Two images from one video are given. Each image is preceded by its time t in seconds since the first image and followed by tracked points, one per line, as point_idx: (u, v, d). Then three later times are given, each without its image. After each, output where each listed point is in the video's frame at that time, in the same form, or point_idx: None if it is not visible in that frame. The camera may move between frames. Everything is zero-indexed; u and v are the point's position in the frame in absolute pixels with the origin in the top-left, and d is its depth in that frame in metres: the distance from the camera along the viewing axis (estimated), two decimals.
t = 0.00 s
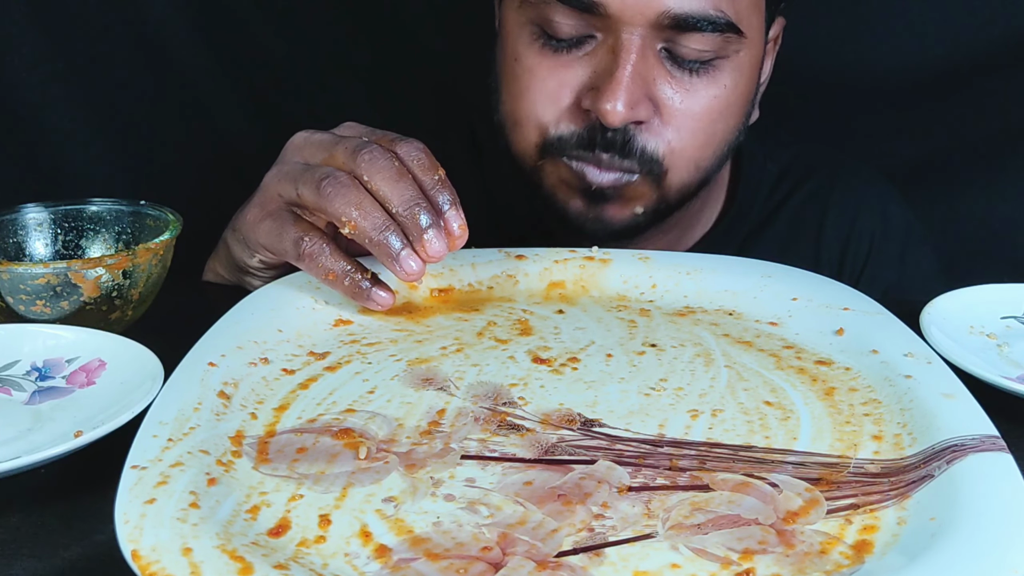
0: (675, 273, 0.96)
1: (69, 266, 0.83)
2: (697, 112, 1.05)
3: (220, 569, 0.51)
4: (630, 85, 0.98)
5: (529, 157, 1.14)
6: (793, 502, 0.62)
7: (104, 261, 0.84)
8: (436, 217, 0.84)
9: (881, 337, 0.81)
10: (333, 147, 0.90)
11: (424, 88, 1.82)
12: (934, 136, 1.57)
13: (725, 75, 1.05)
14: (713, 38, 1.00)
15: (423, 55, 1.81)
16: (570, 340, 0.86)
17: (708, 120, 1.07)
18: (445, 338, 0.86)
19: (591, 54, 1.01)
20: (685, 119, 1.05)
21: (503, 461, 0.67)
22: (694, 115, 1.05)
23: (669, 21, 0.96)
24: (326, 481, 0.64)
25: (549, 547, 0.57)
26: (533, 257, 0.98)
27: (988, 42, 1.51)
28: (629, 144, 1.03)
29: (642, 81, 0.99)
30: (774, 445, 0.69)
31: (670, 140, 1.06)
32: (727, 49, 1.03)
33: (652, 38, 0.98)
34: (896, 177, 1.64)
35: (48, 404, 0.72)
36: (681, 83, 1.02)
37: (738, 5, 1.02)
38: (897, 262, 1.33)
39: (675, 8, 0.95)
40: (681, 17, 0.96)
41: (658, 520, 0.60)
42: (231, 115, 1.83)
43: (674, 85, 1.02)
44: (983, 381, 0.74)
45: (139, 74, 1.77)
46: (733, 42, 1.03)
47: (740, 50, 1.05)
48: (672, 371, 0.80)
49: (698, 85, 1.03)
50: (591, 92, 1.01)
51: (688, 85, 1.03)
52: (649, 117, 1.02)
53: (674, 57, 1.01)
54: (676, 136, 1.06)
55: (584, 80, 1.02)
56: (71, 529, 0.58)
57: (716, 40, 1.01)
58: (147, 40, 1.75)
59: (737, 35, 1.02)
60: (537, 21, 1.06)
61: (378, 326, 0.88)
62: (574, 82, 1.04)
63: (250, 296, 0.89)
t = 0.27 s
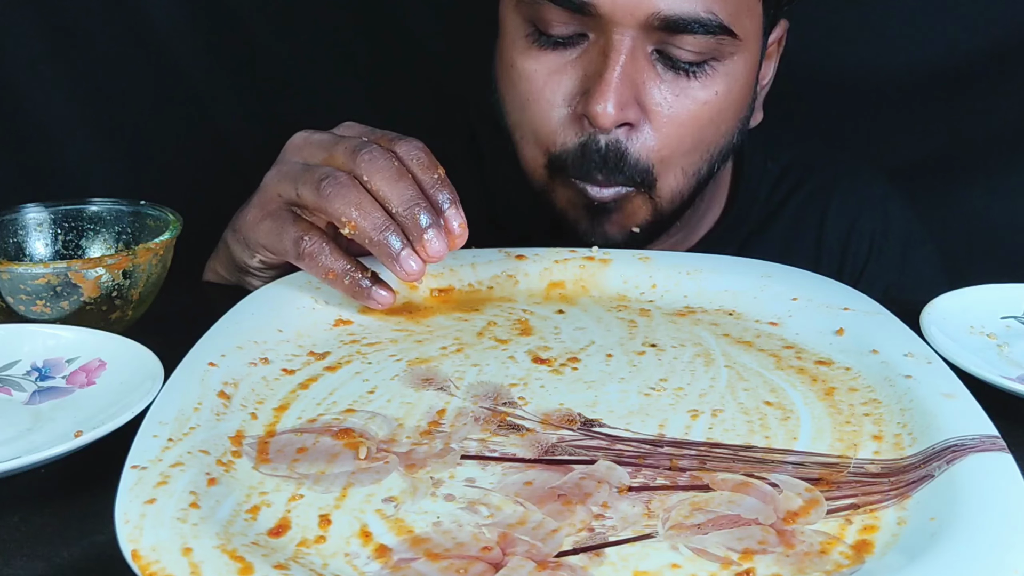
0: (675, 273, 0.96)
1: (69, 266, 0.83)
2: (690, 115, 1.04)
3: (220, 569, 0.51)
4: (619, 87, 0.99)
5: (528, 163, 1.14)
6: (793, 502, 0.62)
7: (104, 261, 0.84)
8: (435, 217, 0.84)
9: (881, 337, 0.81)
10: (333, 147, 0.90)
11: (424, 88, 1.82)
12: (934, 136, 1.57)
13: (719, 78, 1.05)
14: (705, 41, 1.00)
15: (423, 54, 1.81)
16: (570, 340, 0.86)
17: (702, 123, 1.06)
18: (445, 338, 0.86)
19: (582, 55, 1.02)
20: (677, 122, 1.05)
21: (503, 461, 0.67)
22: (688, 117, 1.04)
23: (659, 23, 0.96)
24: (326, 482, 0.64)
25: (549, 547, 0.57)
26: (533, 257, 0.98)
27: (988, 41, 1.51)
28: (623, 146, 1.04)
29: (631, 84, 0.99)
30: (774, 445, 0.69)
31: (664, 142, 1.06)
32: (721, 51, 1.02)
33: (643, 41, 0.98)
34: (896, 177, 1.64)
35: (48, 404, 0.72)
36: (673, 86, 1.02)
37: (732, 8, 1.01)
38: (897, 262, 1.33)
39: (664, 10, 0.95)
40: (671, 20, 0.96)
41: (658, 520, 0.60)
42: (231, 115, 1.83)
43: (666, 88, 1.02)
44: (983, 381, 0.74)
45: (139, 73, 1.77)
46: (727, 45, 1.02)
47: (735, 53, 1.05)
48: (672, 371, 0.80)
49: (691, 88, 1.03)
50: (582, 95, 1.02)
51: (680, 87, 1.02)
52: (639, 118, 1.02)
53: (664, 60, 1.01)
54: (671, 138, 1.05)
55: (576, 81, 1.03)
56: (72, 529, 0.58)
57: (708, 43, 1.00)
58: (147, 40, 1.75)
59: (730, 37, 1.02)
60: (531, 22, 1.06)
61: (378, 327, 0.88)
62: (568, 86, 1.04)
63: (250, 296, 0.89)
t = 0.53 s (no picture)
0: (675, 273, 0.96)
1: (69, 266, 0.83)
2: (673, 110, 1.04)
3: (219, 569, 0.51)
4: (601, 78, 0.98)
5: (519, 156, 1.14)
6: (793, 502, 0.62)
7: (104, 261, 0.84)
8: (440, 217, 0.84)
9: (880, 337, 0.81)
10: (334, 151, 0.90)
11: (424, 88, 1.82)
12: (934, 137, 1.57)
13: (707, 75, 1.04)
14: (690, 36, 1.00)
15: (423, 55, 1.81)
16: (570, 340, 0.86)
17: (687, 119, 1.06)
18: (445, 338, 0.86)
19: (571, 46, 1.02)
20: (662, 117, 1.04)
21: (503, 461, 0.67)
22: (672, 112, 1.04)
23: (643, 16, 0.96)
24: (326, 482, 0.64)
25: (549, 547, 0.57)
26: (533, 257, 0.98)
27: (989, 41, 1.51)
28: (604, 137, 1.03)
29: (617, 74, 0.99)
30: (774, 445, 0.69)
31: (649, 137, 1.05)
32: (707, 47, 1.02)
33: (628, 34, 0.98)
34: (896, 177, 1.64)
35: (48, 404, 0.72)
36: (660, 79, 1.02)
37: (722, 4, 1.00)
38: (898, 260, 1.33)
39: (649, 3, 0.95)
40: (656, 13, 0.96)
41: (658, 520, 0.60)
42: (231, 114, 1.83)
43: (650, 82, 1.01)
44: (983, 381, 0.74)
45: (139, 73, 1.78)
46: (713, 40, 1.02)
47: (724, 51, 1.04)
48: (672, 371, 0.80)
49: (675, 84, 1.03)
50: (566, 82, 1.02)
51: (667, 82, 1.02)
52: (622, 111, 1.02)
53: (652, 54, 1.00)
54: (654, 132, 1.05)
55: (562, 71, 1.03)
56: (72, 529, 0.58)
57: (693, 37, 1.00)
58: (148, 40, 1.75)
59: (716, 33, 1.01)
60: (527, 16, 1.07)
61: (378, 327, 0.88)
62: (552, 73, 1.04)
63: (251, 295, 0.89)
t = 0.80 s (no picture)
0: (675, 273, 0.96)
1: (69, 266, 0.83)
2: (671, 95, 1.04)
3: (220, 569, 0.51)
4: (598, 55, 0.98)
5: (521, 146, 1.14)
6: (793, 502, 0.62)
7: (104, 261, 0.84)
8: (434, 180, 0.86)
9: (881, 337, 0.81)
10: (325, 124, 0.92)
11: (424, 88, 1.82)
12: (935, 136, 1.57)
13: (706, 62, 1.04)
14: (691, 19, 0.99)
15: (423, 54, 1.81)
16: (570, 340, 0.86)
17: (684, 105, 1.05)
18: (445, 338, 0.86)
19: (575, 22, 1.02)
20: (659, 101, 1.03)
21: (503, 461, 0.67)
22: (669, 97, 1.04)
23: None
24: (326, 482, 0.64)
25: (549, 547, 0.57)
26: (533, 257, 0.98)
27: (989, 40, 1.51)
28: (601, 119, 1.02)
29: (613, 54, 0.99)
30: (774, 445, 0.69)
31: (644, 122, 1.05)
32: (709, 33, 1.02)
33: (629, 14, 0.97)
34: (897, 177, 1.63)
35: (48, 404, 0.72)
36: (658, 63, 1.01)
37: None
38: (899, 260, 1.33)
39: None
40: None
41: (658, 520, 0.60)
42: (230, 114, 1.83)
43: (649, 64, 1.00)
44: (984, 381, 0.74)
45: (139, 73, 1.77)
46: (716, 27, 1.02)
47: (724, 40, 1.04)
48: (673, 371, 0.80)
49: (674, 69, 1.02)
50: (565, 60, 1.02)
51: (665, 66, 1.02)
52: (620, 92, 1.01)
53: (651, 37, 1.00)
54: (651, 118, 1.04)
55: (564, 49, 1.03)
56: (72, 529, 0.58)
57: (695, 21, 1.00)
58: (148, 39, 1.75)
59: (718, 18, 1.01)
60: None
61: (378, 327, 0.88)
62: (553, 51, 1.04)
63: (251, 295, 0.89)
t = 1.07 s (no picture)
0: (675, 273, 0.96)
1: (69, 266, 0.83)
2: (645, 79, 1.05)
3: (220, 569, 0.51)
4: (576, 27, 1.00)
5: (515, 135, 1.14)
6: (793, 502, 0.62)
7: (104, 261, 0.84)
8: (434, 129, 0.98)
9: (881, 337, 0.81)
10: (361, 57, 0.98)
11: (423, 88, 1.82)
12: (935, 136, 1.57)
13: (686, 50, 1.05)
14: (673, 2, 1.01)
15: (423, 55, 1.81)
16: (570, 340, 0.86)
17: (658, 90, 1.07)
18: (445, 338, 0.86)
19: None
20: (634, 84, 1.05)
21: (503, 461, 0.67)
22: (643, 80, 1.05)
23: None
24: (326, 482, 0.64)
25: (550, 547, 0.57)
26: (533, 257, 0.98)
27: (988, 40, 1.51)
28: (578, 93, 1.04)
29: (591, 30, 1.01)
30: (774, 445, 0.69)
31: (620, 104, 1.06)
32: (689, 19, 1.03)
33: None
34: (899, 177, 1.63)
35: (48, 404, 0.72)
36: (637, 45, 1.02)
37: None
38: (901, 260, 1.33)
39: None
40: None
41: (658, 520, 0.60)
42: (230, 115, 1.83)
43: (625, 45, 1.02)
44: (984, 381, 0.74)
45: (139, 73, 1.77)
46: (697, 14, 1.04)
47: (706, 29, 1.05)
48: (673, 371, 0.80)
49: (651, 53, 1.04)
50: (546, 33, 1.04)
51: (644, 49, 1.03)
52: (596, 69, 1.03)
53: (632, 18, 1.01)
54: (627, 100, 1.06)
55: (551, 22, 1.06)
56: (72, 530, 0.58)
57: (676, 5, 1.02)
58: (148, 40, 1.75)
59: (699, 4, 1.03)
60: None
61: (378, 326, 0.88)
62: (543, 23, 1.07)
63: (252, 294, 0.89)
